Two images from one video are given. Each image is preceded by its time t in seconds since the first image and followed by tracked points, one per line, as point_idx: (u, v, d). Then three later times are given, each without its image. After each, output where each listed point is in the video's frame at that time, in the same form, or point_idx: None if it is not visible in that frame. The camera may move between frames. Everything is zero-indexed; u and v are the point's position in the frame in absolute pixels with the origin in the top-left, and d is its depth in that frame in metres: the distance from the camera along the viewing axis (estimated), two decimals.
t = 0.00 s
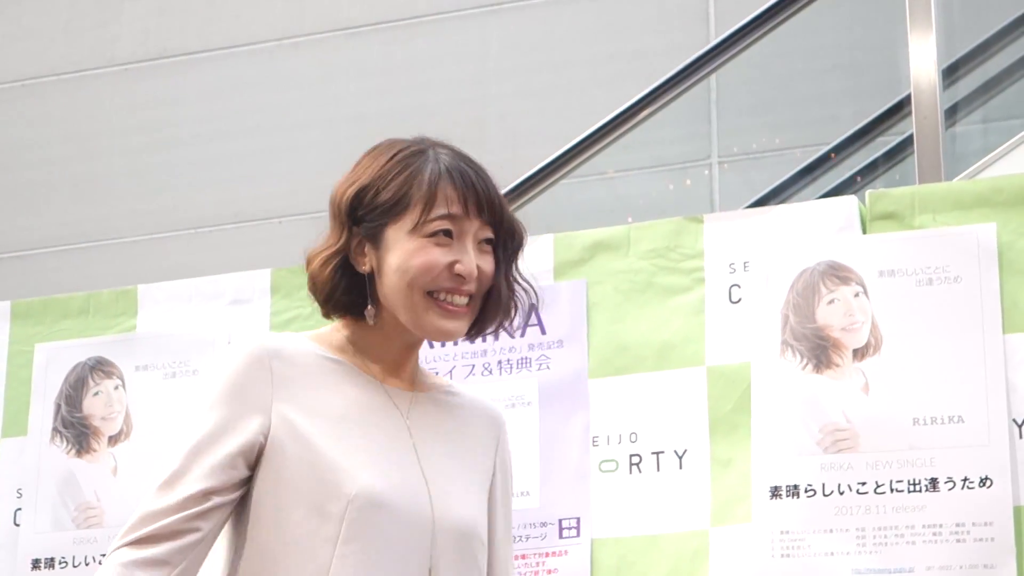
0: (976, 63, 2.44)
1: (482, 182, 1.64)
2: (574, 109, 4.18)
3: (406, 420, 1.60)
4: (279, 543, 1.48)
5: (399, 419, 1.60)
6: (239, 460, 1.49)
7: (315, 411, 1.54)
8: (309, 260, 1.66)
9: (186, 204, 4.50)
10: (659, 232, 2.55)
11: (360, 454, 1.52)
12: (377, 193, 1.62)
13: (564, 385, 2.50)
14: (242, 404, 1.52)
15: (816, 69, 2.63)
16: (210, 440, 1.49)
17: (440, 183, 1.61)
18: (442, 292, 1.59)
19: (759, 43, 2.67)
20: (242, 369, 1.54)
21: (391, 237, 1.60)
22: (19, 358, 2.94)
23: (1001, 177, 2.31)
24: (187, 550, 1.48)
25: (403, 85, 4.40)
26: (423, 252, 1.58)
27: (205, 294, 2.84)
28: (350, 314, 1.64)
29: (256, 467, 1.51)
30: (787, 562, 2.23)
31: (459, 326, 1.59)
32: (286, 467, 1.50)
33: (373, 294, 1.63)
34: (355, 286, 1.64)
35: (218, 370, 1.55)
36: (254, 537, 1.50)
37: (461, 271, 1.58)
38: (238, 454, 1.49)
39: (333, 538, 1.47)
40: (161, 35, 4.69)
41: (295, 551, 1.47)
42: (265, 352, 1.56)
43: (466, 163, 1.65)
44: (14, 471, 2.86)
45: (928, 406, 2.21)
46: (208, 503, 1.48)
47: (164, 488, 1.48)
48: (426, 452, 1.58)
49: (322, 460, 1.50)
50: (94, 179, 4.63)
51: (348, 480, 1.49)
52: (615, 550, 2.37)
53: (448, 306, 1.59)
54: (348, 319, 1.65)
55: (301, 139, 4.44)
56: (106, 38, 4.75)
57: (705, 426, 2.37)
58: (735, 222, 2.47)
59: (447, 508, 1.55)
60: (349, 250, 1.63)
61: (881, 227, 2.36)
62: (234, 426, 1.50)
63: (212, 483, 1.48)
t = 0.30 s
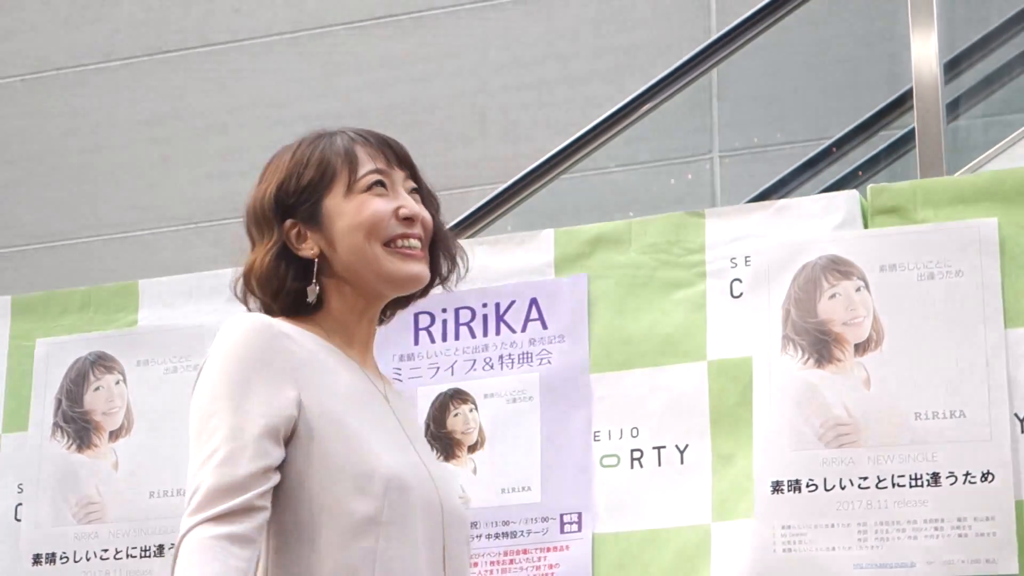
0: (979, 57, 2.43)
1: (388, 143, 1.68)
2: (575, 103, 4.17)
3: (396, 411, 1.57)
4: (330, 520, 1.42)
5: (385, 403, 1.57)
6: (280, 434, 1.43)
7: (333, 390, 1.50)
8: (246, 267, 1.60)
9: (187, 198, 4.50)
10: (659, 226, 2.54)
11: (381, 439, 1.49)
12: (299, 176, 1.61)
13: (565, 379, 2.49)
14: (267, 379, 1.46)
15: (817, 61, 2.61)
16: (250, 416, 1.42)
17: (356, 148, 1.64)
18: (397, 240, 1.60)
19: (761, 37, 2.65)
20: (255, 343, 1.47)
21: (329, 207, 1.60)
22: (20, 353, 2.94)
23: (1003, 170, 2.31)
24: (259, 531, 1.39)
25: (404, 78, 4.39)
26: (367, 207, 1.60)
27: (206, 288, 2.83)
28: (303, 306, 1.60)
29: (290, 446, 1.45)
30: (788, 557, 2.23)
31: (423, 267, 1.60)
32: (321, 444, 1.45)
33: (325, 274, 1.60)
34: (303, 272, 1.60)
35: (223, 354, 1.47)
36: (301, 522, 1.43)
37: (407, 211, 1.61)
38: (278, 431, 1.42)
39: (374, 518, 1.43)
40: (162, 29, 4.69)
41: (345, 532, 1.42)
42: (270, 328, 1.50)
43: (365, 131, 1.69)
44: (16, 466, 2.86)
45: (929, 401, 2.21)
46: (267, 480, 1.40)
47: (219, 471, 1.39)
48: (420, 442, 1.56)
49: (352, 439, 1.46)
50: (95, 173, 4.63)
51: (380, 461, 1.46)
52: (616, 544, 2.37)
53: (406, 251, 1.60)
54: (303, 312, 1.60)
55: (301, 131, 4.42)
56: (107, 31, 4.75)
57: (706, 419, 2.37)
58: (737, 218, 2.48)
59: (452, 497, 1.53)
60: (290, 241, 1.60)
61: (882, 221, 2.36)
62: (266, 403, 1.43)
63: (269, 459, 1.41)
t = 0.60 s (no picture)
0: (982, 52, 2.43)
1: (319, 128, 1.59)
2: (576, 99, 4.16)
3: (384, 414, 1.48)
4: (341, 526, 1.33)
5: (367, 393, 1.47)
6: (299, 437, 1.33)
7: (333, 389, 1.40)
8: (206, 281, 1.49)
9: (186, 193, 4.48)
10: (661, 223, 2.55)
11: (379, 440, 1.40)
12: (236, 178, 1.52)
13: (566, 375, 2.49)
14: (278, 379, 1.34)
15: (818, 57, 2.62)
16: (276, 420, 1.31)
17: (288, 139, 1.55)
18: (352, 207, 1.50)
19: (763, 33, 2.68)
20: (255, 339, 1.36)
21: (275, 195, 1.50)
22: (21, 349, 2.94)
23: (1004, 166, 2.31)
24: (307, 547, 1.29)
25: (405, 74, 4.39)
26: (312, 183, 1.50)
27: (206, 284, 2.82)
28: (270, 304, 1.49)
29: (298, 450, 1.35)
30: (790, 553, 2.22)
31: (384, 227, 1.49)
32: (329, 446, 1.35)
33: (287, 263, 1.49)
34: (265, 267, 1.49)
35: (219, 354, 1.35)
36: (314, 530, 1.32)
37: (354, 175, 1.51)
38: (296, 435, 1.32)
39: (384, 525, 1.34)
40: (163, 25, 4.69)
41: (360, 540, 1.33)
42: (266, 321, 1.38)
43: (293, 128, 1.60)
44: (17, 462, 2.86)
45: (932, 397, 2.21)
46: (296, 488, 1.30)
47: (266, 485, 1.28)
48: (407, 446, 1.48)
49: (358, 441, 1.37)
50: (96, 169, 4.62)
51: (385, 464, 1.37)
52: (619, 540, 2.36)
53: (364, 216, 1.50)
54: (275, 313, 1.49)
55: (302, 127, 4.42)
56: (109, 27, 4.75)
57: (708, 416, 2.37)
58: (739, 214, 2.48)
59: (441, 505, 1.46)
60: (243, 242, 1.49)
61: (885, 218, 2.36)
62: (281, 404, 1.32)
63: (299, 465, 1.31)
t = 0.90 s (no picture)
0: (985, 48, 2.42)
1: (301, 129, 1.73)
2: (578, 95, 4.15)
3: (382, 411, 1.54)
4: (303, 536, 1.41)
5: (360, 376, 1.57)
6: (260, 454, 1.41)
7: (313, 395, 1.48)
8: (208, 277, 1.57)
9: (188, 189, 4.48)
10: (664, 219, 2.55)
11: (352, 439, 1.47)
12: (231, 176, 1.63)
13: (569, 371, 2.49)
14: (243, 395, 1.42)
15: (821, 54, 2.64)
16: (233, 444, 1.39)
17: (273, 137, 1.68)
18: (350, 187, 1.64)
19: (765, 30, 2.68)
20: (218, 357, 1.44)
21: (273, 184, 1.62)
22: (25, 346, 2.94)
23: (1005, 163, 2.31)
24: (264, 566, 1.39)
25: (408, 71, 4.39)
26: (310, 166, 1.63)
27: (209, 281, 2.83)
28: (279, 287, 1.59)
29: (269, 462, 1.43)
30: (793, 549, 2.22)
31: (383, 202, 1.63)
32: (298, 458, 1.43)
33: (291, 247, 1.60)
34: (269, 256, 1.60)
35: (184, 378, 1.44)
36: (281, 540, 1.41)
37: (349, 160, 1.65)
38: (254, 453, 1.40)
39: (348, 528, 1.41)
40: (165, 22, 4.69)
41: (325, 546, 1.41)
42: (240, 333, 1.46)
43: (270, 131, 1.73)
44: (21, 458, 2.87)
45: (935, 393, 2.21)
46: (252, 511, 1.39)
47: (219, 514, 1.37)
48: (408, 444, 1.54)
49: (328, 450, 1.44)
50: (98, 166, 4.63)
51: (353, 465, 1.44)
52: (622, 536, 2.37)
53: (363, 195, 1.64)
54: (281, 299, 1.59)
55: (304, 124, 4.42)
56: (111, 24, 4.75)
57: (711, 412, 2.37)
58: (741, 210, 2.48)
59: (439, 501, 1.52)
60: (249, 231, 1.60)
61: (887, 214, 2.36)
62: (243, 421, 1.41)
63: (256, 488, 1.39)
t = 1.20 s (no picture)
0: (987, 46, 2.42)
1: (339, 118, 1.62)
2: (581, 92, 4.15)
3: (402, 413, 1.40)
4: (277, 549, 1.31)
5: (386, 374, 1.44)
6: (234, 466, 1.32)
7: (312, 404, 1.36)
8: (229, 266, 1.48)
9: (193, 185, 4.48)
10: (667, 216, 2.55)
11: (351, 443, 1.35)
12: (261, 164, 1.54)
13: (570, 368, 2.50)
14: (228, 410, 1.34)
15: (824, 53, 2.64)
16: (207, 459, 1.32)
17: (309, 125, 1.58)
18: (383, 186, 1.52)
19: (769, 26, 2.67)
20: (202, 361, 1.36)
21: (304, 176, 1.52)
22: (27, 341, 2.95)
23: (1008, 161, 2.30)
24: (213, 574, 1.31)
25: (411, 68, 4.38)
26: (343, 160, 1.52)
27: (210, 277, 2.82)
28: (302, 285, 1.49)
29: (257, 477, 1.35)
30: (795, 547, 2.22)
31: (418, 205, 1.52)
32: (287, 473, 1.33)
33: (318, 241, 1.50)
34: (293, 248, 1.50)
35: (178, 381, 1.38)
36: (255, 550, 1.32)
37: (385, 157, 1.54)
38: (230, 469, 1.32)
39: (330, 539, 1.30)
40: (168, 18, 4.68)
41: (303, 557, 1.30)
42: (234, 337, 1.37)
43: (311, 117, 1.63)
44: (23, 454, 2.87)
45: (937, 391, 2.20)
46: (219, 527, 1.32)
47: (179, 531, 1.30)
48: (428, 448, 1.39)
49: (319, 461, 1.32)
50: (102, 161, 4.62)
51: (344, 470, 1.32)
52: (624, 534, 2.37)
53: (396, 195, 1.52)
54: (305, 293, 1.50)
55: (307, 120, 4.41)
56: (114, 20, 4.74)
57: (713, 410, 2.37)
58: (743, 207, 2.48)
59: (454, 515, 1.36)
60: (277, 223, 1.50)
61: (889, 211, 2.36)
62: (224, 436, 1.32)
63: (219, 499, 1.31)
